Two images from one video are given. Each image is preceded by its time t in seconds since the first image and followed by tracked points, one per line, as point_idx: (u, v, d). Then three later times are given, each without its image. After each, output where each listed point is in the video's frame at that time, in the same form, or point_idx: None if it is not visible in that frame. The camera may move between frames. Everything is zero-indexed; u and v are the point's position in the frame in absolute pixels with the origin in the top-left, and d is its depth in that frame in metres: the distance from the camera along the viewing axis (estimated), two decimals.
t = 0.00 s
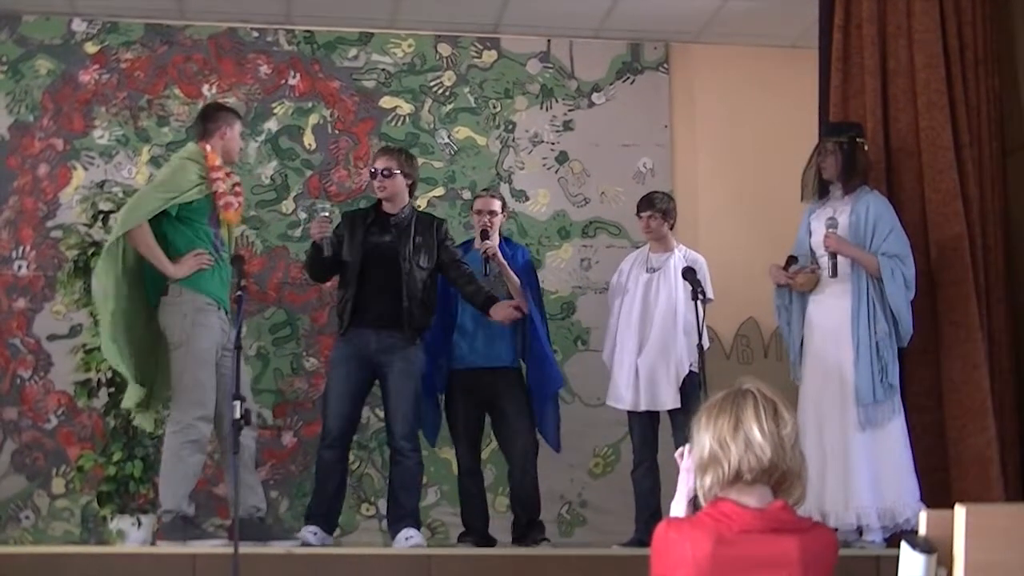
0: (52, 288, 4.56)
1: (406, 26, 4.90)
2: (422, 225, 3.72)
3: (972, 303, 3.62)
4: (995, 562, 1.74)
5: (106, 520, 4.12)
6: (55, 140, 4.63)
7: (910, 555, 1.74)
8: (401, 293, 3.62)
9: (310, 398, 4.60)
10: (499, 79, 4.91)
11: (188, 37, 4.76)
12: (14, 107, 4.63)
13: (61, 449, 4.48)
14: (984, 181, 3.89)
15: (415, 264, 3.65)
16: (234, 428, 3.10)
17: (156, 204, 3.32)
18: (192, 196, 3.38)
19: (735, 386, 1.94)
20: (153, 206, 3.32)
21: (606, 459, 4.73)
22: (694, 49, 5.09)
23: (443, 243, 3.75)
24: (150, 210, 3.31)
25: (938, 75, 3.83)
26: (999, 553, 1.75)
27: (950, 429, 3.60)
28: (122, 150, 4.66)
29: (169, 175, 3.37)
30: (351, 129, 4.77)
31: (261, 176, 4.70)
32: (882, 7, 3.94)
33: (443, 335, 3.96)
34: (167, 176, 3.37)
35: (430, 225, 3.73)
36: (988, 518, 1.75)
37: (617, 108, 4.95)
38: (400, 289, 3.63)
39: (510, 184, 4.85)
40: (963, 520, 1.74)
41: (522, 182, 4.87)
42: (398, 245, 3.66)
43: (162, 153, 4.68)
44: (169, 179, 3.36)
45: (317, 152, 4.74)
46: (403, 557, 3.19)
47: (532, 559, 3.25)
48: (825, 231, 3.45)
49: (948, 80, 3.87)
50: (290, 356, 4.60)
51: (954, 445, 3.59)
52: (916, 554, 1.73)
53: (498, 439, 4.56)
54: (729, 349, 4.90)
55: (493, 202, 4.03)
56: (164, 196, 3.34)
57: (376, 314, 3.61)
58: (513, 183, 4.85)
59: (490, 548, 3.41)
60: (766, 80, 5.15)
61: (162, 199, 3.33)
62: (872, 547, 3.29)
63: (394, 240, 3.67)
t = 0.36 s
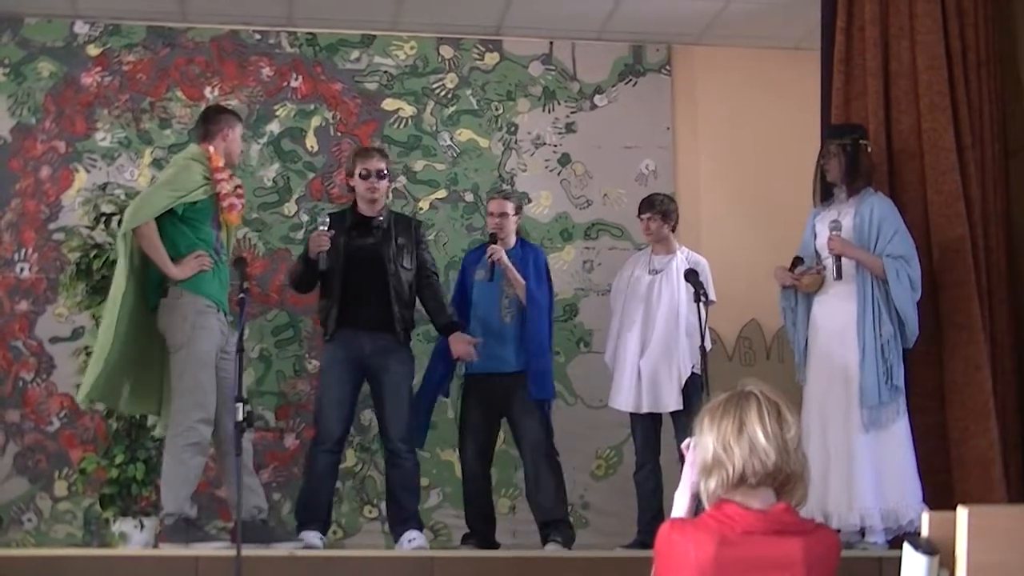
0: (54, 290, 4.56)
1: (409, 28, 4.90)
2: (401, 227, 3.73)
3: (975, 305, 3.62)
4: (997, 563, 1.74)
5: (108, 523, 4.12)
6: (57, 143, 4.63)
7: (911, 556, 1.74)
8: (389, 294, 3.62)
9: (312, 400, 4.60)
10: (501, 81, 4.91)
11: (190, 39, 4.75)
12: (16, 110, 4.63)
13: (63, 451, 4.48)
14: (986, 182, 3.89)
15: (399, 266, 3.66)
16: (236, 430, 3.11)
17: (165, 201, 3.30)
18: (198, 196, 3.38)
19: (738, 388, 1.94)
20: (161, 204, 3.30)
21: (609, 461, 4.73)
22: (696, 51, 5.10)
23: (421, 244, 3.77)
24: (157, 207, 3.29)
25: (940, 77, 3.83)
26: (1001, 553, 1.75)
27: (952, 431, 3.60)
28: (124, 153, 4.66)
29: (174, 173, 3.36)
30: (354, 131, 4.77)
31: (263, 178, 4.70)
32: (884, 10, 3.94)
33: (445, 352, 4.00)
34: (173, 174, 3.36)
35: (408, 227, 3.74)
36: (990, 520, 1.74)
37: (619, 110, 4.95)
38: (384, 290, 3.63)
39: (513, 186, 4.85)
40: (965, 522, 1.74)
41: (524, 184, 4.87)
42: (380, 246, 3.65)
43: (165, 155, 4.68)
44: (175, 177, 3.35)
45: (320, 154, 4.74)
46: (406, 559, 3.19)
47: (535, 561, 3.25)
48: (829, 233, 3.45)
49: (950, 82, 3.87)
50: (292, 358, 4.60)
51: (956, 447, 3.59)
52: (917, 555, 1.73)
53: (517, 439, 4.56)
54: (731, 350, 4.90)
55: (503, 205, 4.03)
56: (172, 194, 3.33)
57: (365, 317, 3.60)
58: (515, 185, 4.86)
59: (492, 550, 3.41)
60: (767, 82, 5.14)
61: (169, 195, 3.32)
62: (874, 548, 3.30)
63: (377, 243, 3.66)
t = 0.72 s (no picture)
0: (55, 289, 4.56)
1: (410, 27, 4.90)
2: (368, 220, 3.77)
3: (976, 303, 3.62)
4: (999, 562, 1.74)
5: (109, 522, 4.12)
6: (58, 142, 4.63)
7: (912, 555, 1.74)
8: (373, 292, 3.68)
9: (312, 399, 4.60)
10: (502, 80, 4.91)
11: (191, 38, 4.75)
12: (17, 108, 4.62)
13: (64, 450, 4.48)
14: (987, 180, 3.88)
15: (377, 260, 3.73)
16: (237, 429, 3.11)
17: (164, 201, 3.30)
18: (198, 197, 3.38)
19: (741, 387, 1.94)
20: (164, 202, 3.31)
21: (609, 460, 4.73)
22: (697, 50, 5.09)
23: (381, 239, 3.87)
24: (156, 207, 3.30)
25: (941, 75, 3.82)
26: (1003, 553, 1.75)
27: (953, 429, 3.60)
28: (125, 152, 4.66)
29: (175, 173, 3.37)
30: (355, 130, 4.77)
31: (264, 177, 4.70)
32: (886, 8, 3.93)
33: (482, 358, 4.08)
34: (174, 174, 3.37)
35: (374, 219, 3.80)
36: (992, 519, 1.74)
37: (619, 109, 4.96)
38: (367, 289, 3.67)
39: (514, 184, 4.86)
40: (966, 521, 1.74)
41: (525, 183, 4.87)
42: (360, 244, 3.67)
43: (165, 154, 4.68)
44: (175, 177, 3.35)
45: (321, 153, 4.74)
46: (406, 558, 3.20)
47: (535, 560, 3.25)
48: (827, 231, 3.45)
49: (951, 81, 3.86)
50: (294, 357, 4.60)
51: (957, 445, 3.59)
52: (919, 554, 1.73)
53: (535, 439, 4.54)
54: (732, 349, 4.90)
55: (529, 198, 3.93)
56: (175, 193, 3.33)
57: (352, 313, 3.64)
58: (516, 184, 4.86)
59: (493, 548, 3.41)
60: (769, 80, 5.14)
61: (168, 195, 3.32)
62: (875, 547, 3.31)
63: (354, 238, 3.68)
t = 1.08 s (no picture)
0: (52, 287, 4.56)
1: (406, 25, 4.89)
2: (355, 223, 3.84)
3: (973, 301, 3.62)
4: (998, 559, 1.75)
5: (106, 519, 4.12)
6: (54, 139, 4.62)
7: (910, 551, 1.75)
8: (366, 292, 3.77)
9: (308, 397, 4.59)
10: (499, 77, 4.91)
11: (187, 36, 4.75)
12: (13, 106, 4.62)
13: (61, 448, 4.48)
14: (984, 178, 3.88)
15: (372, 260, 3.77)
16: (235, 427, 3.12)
17: (163, 199, 3.31)
18: (198, 195, 3.38)
19: (740, 385, 1.94)
20: (163, 201, 3.31)
21: (607, 457, 4.73)
22: (695, 48, 5.09)
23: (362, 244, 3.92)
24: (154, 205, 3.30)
25: (939, 73, 3.82)
26: (1000, 549, 1.75)
27: (950, 427, 3.60)
28: (122, 149, 4.65)
29: (175, 171, 3.36)
30: (352, 128, 4.77)
31: (261, 175, 4.69)
32: (883, 6, 3.94)
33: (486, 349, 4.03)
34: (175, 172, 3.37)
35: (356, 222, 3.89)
36: (990, 516, 1.75)
37: (617, 107, 4.96)
38: (364, 291, 3.77)
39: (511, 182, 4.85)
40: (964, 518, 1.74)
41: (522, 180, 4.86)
42: (361, 244, 3.77)
43: (162, 152, 4.67)
44: (176, 175, 3.35)
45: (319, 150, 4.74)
46: (404, 556, 3.20)
47: (533, 557, 3.25)
48: (817, 230, 3.49)
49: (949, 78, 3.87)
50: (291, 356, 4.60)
51: (955, 443, 3.59)
52: (916, 550, 1.74)
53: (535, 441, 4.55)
54: (730, 346, 4.90)
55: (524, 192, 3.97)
56: (175, 192, 3.33)
57: (349, 311, 3.69)
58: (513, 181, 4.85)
59: (490, 546, 3.42)
60: (766, 79, 5.15)
61: (167, 193, 3.32)
62: (872, 544, 3.28)
63: (354, 237, 3.77)
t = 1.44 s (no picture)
0: (47, 283, 4.56)
1: (402, 21, 4.89)
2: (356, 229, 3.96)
3: (967, 298, 3.62)
4: (993, 556, 1.75)
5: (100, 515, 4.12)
6: (50, 135, 4.62)
7: (905, 549, 1.76)
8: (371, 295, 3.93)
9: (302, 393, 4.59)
10: (494, 74, 4.91)
11: (183, 32, 4.74)
12: (9, 102, 4.62)
13: (56, 444, 4.48)
14: (978, 175, 3.88)
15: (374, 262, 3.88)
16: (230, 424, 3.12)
17: (164, 195, 3.31)
18: (199, 190, 3.37)
19: (734, 383, 1.94)
20: (163, 196, 3.31)
21: (602, 454, 4.73)
22: (690, 45, 5.09)
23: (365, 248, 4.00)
24: (155, 201, 3.30)
25: (934, 71, 3.82)
26: (994, 546, 1.75)
27: (944, 424, 3.60)
28: (117, 145, 4.65)
29: (176, 165, 3.36)
30: (347, 124, 4.77)
31: (256, 171, 4.69)
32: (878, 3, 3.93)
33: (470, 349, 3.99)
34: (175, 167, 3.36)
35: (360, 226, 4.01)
36: (985, 513, 1.75)
37: (612, 104, 4.96)
38: (367, 293, 3.95)
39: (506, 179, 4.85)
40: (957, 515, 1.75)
41: (517, 177, 4.86)
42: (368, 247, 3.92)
43: (157, 148, 4.67)
44: (177, 169, 3.35)
45: (314, 147, 4.73)
46: (397, 553, 3.20)
47: (525, 554, 3.25)
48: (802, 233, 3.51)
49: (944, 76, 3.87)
50: (286, 352, 4.60)
51: (949, 441, 3.59)
52: (910, 548, 1.75)
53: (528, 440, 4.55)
54: (725, 344, 4.90)
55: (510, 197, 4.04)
56: (175, 187, 3.33)
57: (354, 313, 3.84)
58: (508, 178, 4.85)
59: (484, 543, 3.42)
60: (761, 76, 5.15)
61: (167, 188, 3.33)
62: (866, 542, 3.31)
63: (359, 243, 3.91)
